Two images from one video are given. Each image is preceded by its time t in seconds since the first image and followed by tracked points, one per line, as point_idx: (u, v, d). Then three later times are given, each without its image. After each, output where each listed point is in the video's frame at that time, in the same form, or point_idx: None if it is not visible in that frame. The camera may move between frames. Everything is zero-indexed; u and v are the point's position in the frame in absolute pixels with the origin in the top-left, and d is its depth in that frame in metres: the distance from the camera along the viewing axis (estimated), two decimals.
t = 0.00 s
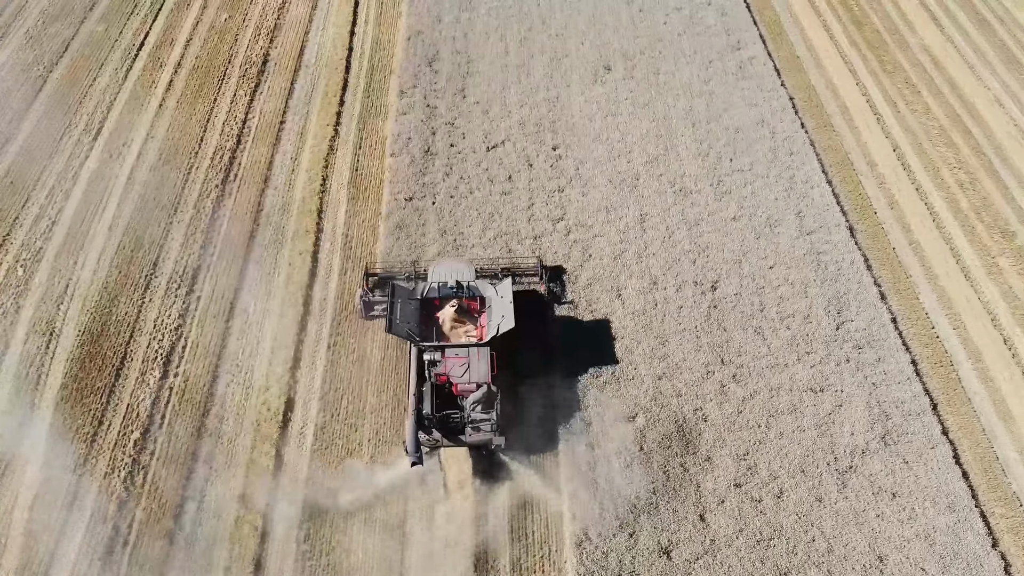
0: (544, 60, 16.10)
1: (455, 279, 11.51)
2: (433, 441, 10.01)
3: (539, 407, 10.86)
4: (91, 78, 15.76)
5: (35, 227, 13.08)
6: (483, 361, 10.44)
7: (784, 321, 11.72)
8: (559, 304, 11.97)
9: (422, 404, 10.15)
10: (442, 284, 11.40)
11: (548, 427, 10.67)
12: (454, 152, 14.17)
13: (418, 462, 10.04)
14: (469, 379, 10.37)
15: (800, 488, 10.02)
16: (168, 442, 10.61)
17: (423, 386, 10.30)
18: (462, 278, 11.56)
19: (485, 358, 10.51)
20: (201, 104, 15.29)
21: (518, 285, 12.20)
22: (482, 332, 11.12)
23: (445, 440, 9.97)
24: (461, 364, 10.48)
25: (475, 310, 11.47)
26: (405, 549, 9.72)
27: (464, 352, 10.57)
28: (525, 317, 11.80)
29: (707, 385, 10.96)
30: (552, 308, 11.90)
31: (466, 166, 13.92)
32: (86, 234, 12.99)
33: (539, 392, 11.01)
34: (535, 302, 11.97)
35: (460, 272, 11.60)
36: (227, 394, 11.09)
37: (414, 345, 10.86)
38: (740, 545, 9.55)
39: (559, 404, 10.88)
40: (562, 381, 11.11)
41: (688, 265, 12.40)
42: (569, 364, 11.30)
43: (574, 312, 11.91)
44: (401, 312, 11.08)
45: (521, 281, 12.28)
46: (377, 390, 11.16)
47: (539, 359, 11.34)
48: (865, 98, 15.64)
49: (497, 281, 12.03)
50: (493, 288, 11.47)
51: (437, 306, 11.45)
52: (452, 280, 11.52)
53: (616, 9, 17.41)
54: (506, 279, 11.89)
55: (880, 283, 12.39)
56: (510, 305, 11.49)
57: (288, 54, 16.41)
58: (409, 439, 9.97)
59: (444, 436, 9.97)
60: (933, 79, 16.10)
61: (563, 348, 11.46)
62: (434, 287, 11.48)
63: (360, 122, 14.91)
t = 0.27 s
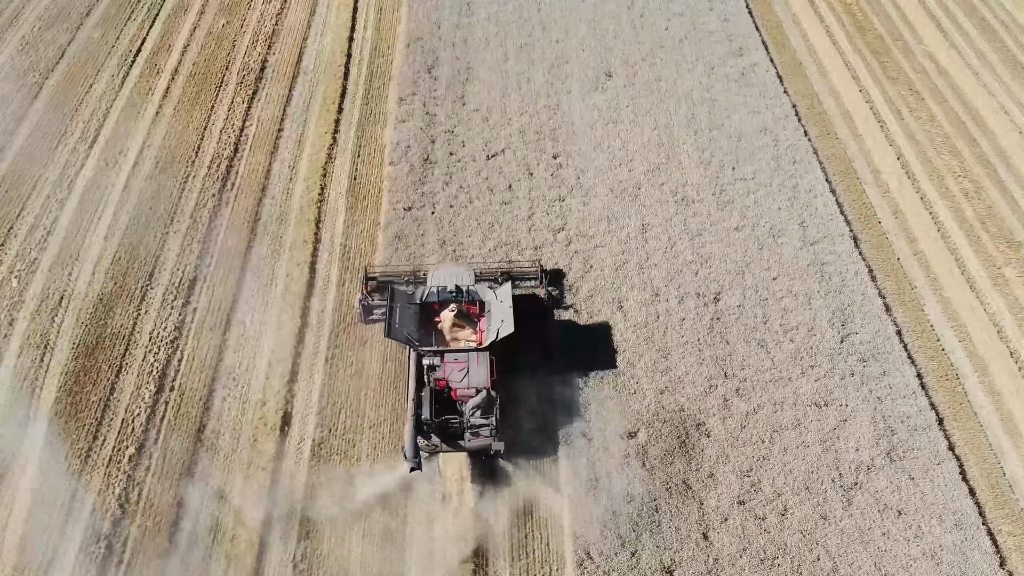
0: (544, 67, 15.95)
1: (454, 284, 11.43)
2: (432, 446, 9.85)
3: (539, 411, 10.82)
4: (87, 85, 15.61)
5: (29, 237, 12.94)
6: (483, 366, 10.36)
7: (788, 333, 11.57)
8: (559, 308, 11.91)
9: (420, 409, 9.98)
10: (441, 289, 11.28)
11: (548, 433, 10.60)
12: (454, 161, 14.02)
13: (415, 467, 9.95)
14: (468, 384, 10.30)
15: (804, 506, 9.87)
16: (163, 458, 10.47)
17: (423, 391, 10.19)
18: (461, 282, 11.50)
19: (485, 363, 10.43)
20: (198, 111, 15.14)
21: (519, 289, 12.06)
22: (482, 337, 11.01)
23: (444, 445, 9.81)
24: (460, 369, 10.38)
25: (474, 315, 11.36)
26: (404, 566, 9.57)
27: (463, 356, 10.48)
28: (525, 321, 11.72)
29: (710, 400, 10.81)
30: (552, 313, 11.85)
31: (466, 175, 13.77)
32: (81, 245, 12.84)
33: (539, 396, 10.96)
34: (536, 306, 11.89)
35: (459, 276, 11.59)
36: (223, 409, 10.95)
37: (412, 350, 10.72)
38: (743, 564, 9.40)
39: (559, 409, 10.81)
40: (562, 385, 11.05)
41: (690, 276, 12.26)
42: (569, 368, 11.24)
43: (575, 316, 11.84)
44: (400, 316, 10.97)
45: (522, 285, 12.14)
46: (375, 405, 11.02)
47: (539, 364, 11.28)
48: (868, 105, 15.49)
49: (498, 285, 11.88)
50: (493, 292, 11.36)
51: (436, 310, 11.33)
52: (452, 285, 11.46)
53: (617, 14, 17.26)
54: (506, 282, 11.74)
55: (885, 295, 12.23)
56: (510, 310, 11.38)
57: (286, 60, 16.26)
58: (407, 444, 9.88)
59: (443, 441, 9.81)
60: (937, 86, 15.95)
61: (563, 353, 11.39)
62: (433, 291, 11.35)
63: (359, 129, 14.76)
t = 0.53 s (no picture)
0: (544, 73, 15.81)
1: (453, 287, 11.28)
2: (431, 451, 9.82)
3: (539, 415, 10.75)
4: (83, 91, 15.47)
5: (24, 247, 12.80)
6: (481, 369, 10.27)
7: (792, 345, 11.42)
8: (559, 311, 11.84)
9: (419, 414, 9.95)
10: (440, 292, 11.15)
11: (548, 437, 10.54)
12: (453, 169, 13.88)
13: (414, 472, 9.80)
14: (466, 388, 10.21)
15: (808, 523, 9.72)
16: (159, 473, 10.33)
17: (421, 395, 10.08)
18: (460, 286, 11.35)
19: (483, 367, 10.32)
20: (196, 118, 15.00)
21: (518, 292, 12.01)
22: (481, 340, 10.77)
23: (443, 449, 9.82)
24: (459, 373, 10.31)
25: (474, 319, 11.19)
26: None
27: (462, 360, 10.38)
28: (526, 325, 11.67)
29: (712, 414, 10.68)
30: (552, 316, 11.77)
31: (466, 184, 13.63)
32: (76, 254, 12.71)
33: (539, 399, 10.90)
34: (536, 310, 11.84)
35: (458, 278, 11.45)
36: (220, 422, 10.82)
37: (410, 354, 10.49)
38: None
39: (559, 413, 10.75)
40: (561, 388, 11.00)
41: (692, 287, 12.12)
42: (569, 371, 11.18)
43: (576, 320, 11.76)
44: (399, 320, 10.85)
45: (522, 288, 12.10)
46: (373, 419, 10.90)
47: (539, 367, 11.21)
48: (872, 112, 15.36)
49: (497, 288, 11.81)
50: (492, 296, 11.19)
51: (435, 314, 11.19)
52: (450, 288, 11.31)
53: (618, 20, 17.13)
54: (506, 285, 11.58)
55: (890, 306, 12.08)
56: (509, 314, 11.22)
57: (284, 66, 16.13)
58: (405, 449, 9.76)
59: (441, 446, 9.82)
60: (941, 93, 15.81)
61: (563, 356, 11.33)
62: (433, 294, 11.20)
63: (358, 137, 14.63)
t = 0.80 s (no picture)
0: (545, 78, 15.67)
1: (452, 289, 11.26)
2: (430, 453, 9.74)
3: (537, 418, 10.74)
4: (80, 97, 15.32)
5: (19, 255, 12.66)
6: (480, 372, 10.12)
7: (795, 356, 11.29)
8: (558, 312, 11.84)
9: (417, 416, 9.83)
10: (439, 293, 11.15)
11: (547, 441, 10.52)
12: (452, 176, 13.75)
13: (413, 474, 9.82)
14: (465, 390, 10.08)
15: (812, 538, 9.58)
16: (154, 486, 10.20)
17: (419, 397, 9.96)
18: (459, 287, 11.32)
19: (482, 369, 10.17)
20: (193, 124, 14.86)
21: (518, 293, 12.03)
22: (480, 342, 10.79)
23: (441, 452, 9.73)
24: (458, 376, 10.19)
25: (473, 320, 11.25)
26: None
27: (461, 362, 10.28)
28: (525, 326, 11.65)
29: (715, 426, 10.56)
30: (552, 317, 11.75)
31: (465, 191, 13.49)
32: (72, 262, 12.58)
33: (537, 402, 10.88)
34: (536, 311, 11.83)
35: (458, 279, 11.43)
36: (216, 434, 10.69)
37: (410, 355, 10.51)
38: None
39: (557, 417, 10.73)
40: (560, 391, 10.98)
41: (694, 296, 11.98)
42: (568, 373, 11.15)
43: (575, 321, 11.75)
44: (398, 322, 10.81)
45: (521, 289, 12.12)
46: (372, 430, 10.77)
47: (538, 370, 11.20)
48: (875, 118, 15.21)
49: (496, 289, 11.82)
50: (491, 296, 11.12)
51: (435, 315, 11.24)
52: (449, 289, 11.29)
53: (619, 24, 16.98)
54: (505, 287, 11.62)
55: (894, 316, 11.94)
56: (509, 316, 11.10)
57: (282, 71, 15.99)
58: (404, 450, 9.73)
59: (440, 448, 9.72)
60: (944, 98, 15.66)
61: (562, 359, 11.30)
62: (432, 295, 11.20)
63: (356, 143, 14.49)
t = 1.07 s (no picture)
0: (545, 84, 15.55)
1: (451, 290, 11.27)
2: (428, 455, 9.70)
3: (536, 420, 10.70)
4: (76, 102, 15.20)
5: (14, 263, 12.54)
6: (479, 373, 10.18)
7: (798, 367, 11.16)
8: (558, 314, 11.81)
9: (416, 417, 9.82)
10: (438, 294, 11.14)
11: (547, 445, 10.48)
12: (452, 183, 13.62)
13: (411, 476, 9.66)
14: (464, 392, 10.11)
15: (816, 553, 9.46)
16: (150, 499, 10.08)
17: (418, 399, 9.95)
18: (458, 288, 11.32)
19: (481, 370, 10.24)
20: (190, 129, 14.74)
21: (518, 294, 11.95)
22: (479, 344, 10.85)
23: (440, 453, 9.70)
24: (457, 377, 10.21)
25: (472, 321, 11.23)
26: None
27: (460, 364, 10.31)
28: (523, 327, 11.66)
29: (717, 439, 10.43)
30: (551, 318, 11.74)
31: (465, 198, 13.37)
32: (67, 271, 12.46)
33: (537, 404, 10.83)
34: (534, 311, 11.81)
35: (457, 280, 11.44)
36: (213, 446, 10.57)
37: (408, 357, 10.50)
38: None
39: (557, 420, 10.67)
40: (559, 393, 10.94)
41: (696, 306, 11.86)
42: (567, 376, 11.11)
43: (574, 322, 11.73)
44: (397, 322, 10.81)
45: (521, 290, 12.03)
46: (370, 443, 10.65)
47: (537, 373, 11.14)
48: (878, 124, 15.09)
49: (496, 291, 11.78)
50: (490, 298, 11.17)
51: (434, 317, 11.19)
52: (449, 291, 11.30)
53: (619, 29, 16.86)
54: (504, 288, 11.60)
55: (899, 326, 11.81)
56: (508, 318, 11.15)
57: (280, 76, 15.87)
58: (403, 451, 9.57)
59: (439, 450, 9.70)
60: (948, 104, 15.53)
61: (561, 361, 11.26)
62: (431, 296, 11.19)
63: (355, 149, 14.36)
